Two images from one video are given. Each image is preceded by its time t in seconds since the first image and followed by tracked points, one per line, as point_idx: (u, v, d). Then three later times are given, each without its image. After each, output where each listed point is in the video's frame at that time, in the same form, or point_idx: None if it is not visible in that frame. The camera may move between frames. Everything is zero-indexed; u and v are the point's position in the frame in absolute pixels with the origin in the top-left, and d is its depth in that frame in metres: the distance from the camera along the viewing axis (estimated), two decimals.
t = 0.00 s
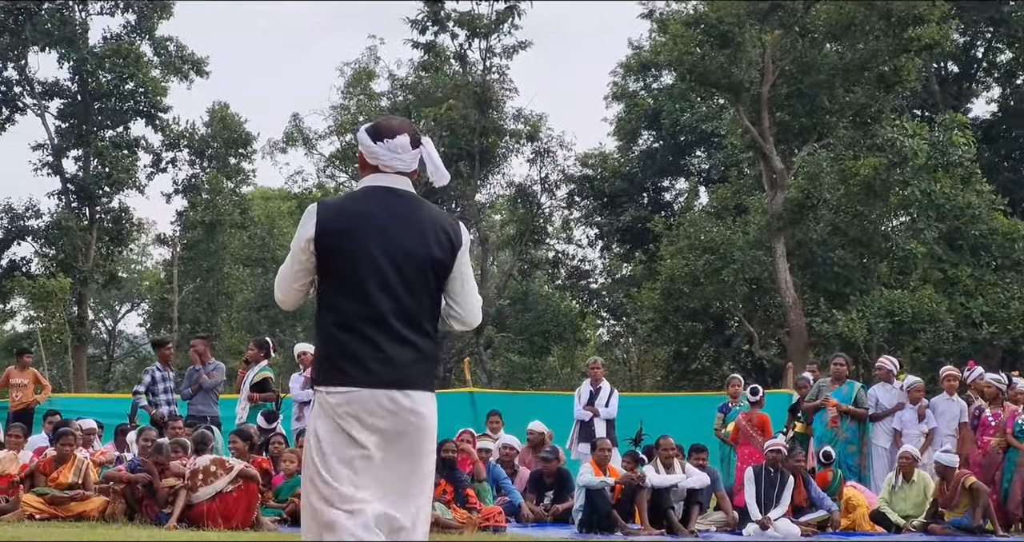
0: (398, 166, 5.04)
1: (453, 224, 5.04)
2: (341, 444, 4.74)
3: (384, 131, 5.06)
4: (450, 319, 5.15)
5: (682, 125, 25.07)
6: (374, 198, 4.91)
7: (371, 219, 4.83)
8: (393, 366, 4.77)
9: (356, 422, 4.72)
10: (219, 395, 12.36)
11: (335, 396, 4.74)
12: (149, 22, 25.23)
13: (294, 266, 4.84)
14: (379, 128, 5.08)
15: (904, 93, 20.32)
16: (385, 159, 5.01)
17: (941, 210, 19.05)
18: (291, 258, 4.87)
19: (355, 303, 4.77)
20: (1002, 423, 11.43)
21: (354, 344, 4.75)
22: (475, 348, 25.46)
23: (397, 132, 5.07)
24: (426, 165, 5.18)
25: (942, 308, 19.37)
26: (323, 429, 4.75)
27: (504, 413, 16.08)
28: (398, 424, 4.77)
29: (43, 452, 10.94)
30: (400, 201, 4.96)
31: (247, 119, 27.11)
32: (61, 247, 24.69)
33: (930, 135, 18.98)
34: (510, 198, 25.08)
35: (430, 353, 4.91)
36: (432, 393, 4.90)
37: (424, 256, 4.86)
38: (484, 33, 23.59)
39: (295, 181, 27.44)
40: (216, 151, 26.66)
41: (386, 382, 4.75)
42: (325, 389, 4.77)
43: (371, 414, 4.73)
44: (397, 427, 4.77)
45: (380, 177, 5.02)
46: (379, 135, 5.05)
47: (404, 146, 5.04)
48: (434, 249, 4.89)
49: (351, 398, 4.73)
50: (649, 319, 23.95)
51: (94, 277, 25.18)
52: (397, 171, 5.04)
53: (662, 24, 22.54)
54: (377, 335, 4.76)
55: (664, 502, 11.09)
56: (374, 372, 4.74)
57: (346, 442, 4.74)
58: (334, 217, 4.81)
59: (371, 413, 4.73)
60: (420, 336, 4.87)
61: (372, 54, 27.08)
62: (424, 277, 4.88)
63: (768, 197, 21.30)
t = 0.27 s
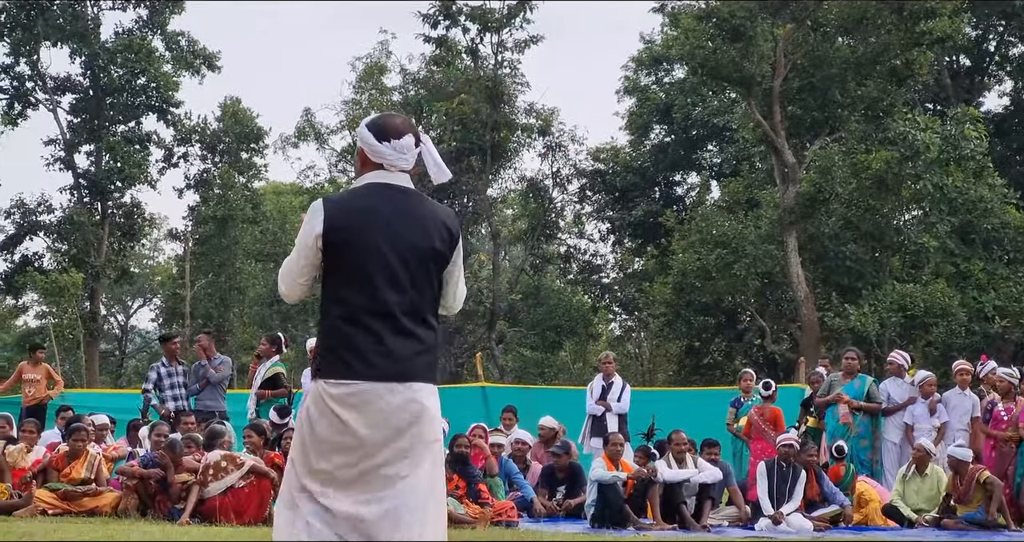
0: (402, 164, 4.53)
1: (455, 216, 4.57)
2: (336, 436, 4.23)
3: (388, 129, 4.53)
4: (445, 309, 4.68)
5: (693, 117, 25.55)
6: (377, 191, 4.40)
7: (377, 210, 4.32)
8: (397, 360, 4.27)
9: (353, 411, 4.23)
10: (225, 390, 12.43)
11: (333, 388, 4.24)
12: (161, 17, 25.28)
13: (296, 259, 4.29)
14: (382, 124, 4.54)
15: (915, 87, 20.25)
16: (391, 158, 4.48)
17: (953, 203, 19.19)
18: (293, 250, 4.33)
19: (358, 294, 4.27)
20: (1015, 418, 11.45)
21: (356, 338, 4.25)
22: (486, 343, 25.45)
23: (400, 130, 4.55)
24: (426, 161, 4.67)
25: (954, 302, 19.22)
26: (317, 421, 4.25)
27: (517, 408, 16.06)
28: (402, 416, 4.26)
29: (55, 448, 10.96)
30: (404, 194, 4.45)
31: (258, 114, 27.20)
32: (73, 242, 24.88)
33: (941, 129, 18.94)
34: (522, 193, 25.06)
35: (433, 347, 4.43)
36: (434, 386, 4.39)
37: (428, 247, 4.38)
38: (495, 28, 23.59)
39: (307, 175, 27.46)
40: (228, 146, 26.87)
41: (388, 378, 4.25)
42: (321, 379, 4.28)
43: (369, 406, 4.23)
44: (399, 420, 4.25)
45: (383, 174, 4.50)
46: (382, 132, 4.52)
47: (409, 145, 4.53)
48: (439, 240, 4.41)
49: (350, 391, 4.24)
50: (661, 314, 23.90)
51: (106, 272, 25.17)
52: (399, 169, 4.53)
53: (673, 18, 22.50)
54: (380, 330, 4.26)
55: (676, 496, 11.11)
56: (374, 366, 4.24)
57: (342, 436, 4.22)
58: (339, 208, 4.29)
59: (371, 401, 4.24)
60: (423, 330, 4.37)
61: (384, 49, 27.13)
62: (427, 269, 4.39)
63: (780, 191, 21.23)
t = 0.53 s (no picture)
0: (387, 172, 4.57)
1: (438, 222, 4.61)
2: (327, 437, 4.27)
3: (373, 137, 4.56)
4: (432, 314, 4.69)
5: (702, 112, 25.32)
6: (362, 196, 4.43)
7: (363, 215, 4.35)
8: (385, 361, 4.28)
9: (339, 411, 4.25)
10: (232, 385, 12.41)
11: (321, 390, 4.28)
12: (170, 12, 25.26)
13: (284, 265, 4.31)
14: (366, 132, 4.57)
15: (925, 80, 20.18)
16: (377, 167, 4.51)
17: (962, 197, 18.87)
18: (281, 258, 4.34)
19: (347, 298, 4.29)
20: None
21: (346, 341, 4.27)
22: (496, 337, 25.43)
23: (385, 137, 4.58)
24: (409, 168, 4.71)
25: (964, 296, 19.15)
26: (310, 423, 4.31)
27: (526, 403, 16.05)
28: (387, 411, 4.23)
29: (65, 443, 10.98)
30: (389, 199, 4.47)
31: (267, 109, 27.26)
32: (82, 237, 24.94)
33: (951, 123, 18.87)
34: (531, 187, 25.18)
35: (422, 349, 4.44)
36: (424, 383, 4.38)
37: (414, 250, 4.41)
38: (504, 22, 23.56)
39: (316, 170, 27.46)
40: (237, 140, 27.04)
41: (378, 379, 4.25)
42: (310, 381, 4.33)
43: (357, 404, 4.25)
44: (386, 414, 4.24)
45: (369, 181, 4.52)
46: (366, 139, 4.54)
47: (395, 152, 4.56)
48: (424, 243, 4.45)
49: (338, 391, 4.26)
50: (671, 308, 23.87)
51: (116, 267, 25.23)
52: (385, 176, 4.56)
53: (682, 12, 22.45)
54: (371, 333, 4.27)
55: (686, 491, 11.06)
56: (364, 366, 4.25)
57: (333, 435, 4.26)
58: (326, 214, 4.32)
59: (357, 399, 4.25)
60: (412, 332, 4.38)
61: (393, 44, 27.14)
62: (414, 272, 4.41)
63: (789, 185, 21.16)
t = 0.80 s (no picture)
0: (374, 165, 4.99)
1: (419, 215, 5.04)
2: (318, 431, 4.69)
3: (361, 131, 4.98)
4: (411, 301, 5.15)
5: (711, 107, 25.31)
6: (347, 190, 4.86)
7: (348, 211, 4.78)
8: (366, 351, 4.73)
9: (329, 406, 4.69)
10: (241, 380, 12.46)
11: (308, 380, 4.70)
12: (179, 8, 25.26)
13: (272, 254, 4.74)
14: (356, 125, 4.99)
15: (934, 75, 20.11)
16: (365, 160, 4.93)
17: (971, 192, 18.83)
18: (269, 248, 4.79)
19: (331, 290, 4.73)
20: None
21: (328, 330, 4.71)
22: (505, 332, 25.40)
23: (373, 132, 5.00)
24: (396, 161, 5.16)
25: (973, 291, 19.13)
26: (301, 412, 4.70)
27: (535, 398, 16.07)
28: (376, 407, 4.72)
29: (75, 438, 11.04)
30: (372, 193, 4.91)
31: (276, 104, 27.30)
32: (91, 233, 25.05)
33: (960, 117, 18.64)
34: (540, 182, 24.93)
35: (400, 338, 4.89)
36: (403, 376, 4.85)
37: (394, 243, 4.84)
38: (513, 17, 23.51)
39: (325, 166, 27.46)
40: (246, 136, 27.10)
41: (358, 368, 4.71)
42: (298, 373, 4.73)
43: (346, 400, 4.69)
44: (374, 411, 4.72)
45: (354, 173, 4.95)
46: (354, 134, 4.97)
47: (382, 146, 4.98)
48: (405, 237, 4.88)
49: (325, 382, 4.69)
50: (680, 303, 23.85)
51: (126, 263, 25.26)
52: (372, 170, 4.99)
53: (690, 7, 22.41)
54: (351, 322, 4.72)
55: (694, 486, 11.10)
56: (346, 355, 4.70)
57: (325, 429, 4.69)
58: (311, 207, 4.75)
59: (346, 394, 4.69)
60: (391, 321, 4.84)
61: (401, 39, 27.12)
62: (394, 264, 4.85)
63: (798, 180, 21.12)
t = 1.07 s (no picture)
0: (371, 175, 4.98)
1: (415, 224, 5.06)
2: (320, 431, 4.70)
3: (359, 141, 4.95)
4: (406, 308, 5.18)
5: (719, 104, 25.18)
6: (347, 198, 4.86)
7: (347, 219, 4.79)
8: (365, 355, 4.77)
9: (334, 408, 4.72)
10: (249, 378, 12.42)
11: (311, 381, 4.72)
12: (186, 6, 25.27)
13: (270, 261, 4.73)
14: (353, 136, 4.96)
15: (943, 71, 20.03)
16: (363, 170, 4.92)
17: (980, 188, 18.82)
18: (266, 254, 4.78)
19: (329, 297, 4.75)
20: None
21: (327, 336, 4.73)
22: (513, 329, 25.39)
23: (371, 142, 4.98)
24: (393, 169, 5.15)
25: (981, 288, 19.15)
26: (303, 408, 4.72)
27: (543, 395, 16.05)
28: (377, 414, 4.79)
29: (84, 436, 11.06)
30: (371, 202, 4.92)
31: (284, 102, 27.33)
32: (99, 230, 25.09)
33: (969, 114, 18.75)
34: (548, 179, 25.02)
35: (396, 343, 4.92)
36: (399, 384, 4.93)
37: (392, 252, 4.86)
38: (521, 15, 23.46)
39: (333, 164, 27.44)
40: (254, 133, 27.13)
41: (356, 371, 4.74)
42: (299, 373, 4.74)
43: (349, 402, 4.74)
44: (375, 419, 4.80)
45: (352, 182, 4.94)
46: (351, 143, 4.94)
47: (380, 157, 4.97)
48: (403, 247, 4.90)
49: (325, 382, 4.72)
50: (688, 300, 23.81)
51: (133, 260, 25.40)
52: (370, 179, 4.98)
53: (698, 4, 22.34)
54: (350, 328, 4.75)
55: (702, 483, 11.08)
56: (345, 358, 4.73)
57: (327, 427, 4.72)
58: (311, 215, 4.75)
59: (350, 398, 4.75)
60: (387, 327, 4.87)
61: (409, 36, 27.08)
62: (391, 273, 4.87)
63: (806, 176, 21.05)
